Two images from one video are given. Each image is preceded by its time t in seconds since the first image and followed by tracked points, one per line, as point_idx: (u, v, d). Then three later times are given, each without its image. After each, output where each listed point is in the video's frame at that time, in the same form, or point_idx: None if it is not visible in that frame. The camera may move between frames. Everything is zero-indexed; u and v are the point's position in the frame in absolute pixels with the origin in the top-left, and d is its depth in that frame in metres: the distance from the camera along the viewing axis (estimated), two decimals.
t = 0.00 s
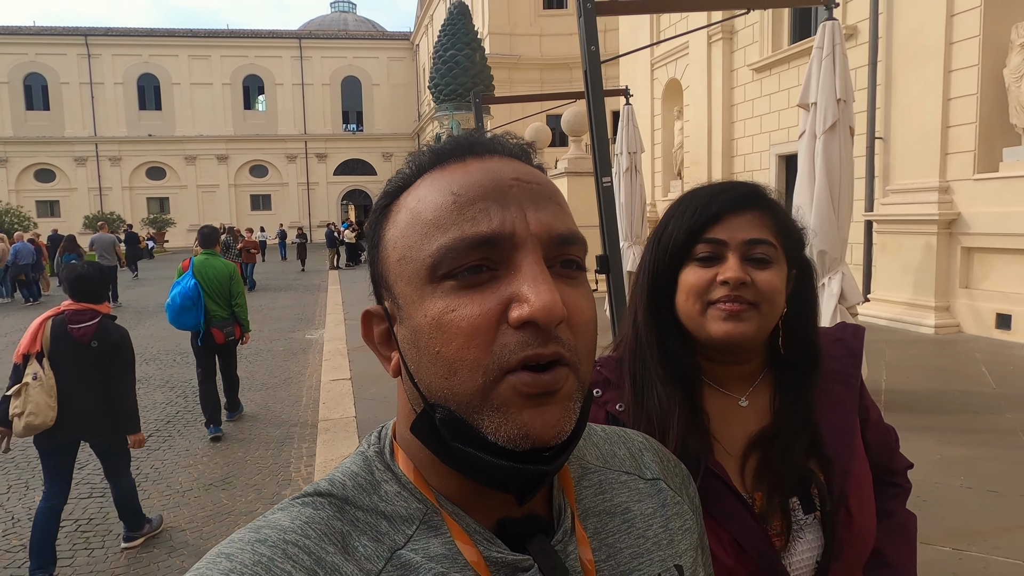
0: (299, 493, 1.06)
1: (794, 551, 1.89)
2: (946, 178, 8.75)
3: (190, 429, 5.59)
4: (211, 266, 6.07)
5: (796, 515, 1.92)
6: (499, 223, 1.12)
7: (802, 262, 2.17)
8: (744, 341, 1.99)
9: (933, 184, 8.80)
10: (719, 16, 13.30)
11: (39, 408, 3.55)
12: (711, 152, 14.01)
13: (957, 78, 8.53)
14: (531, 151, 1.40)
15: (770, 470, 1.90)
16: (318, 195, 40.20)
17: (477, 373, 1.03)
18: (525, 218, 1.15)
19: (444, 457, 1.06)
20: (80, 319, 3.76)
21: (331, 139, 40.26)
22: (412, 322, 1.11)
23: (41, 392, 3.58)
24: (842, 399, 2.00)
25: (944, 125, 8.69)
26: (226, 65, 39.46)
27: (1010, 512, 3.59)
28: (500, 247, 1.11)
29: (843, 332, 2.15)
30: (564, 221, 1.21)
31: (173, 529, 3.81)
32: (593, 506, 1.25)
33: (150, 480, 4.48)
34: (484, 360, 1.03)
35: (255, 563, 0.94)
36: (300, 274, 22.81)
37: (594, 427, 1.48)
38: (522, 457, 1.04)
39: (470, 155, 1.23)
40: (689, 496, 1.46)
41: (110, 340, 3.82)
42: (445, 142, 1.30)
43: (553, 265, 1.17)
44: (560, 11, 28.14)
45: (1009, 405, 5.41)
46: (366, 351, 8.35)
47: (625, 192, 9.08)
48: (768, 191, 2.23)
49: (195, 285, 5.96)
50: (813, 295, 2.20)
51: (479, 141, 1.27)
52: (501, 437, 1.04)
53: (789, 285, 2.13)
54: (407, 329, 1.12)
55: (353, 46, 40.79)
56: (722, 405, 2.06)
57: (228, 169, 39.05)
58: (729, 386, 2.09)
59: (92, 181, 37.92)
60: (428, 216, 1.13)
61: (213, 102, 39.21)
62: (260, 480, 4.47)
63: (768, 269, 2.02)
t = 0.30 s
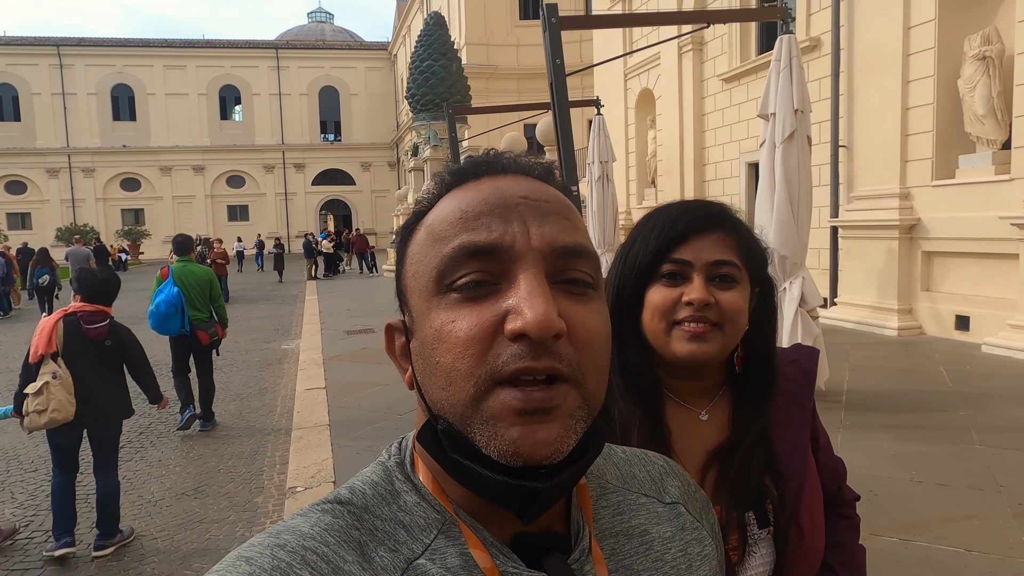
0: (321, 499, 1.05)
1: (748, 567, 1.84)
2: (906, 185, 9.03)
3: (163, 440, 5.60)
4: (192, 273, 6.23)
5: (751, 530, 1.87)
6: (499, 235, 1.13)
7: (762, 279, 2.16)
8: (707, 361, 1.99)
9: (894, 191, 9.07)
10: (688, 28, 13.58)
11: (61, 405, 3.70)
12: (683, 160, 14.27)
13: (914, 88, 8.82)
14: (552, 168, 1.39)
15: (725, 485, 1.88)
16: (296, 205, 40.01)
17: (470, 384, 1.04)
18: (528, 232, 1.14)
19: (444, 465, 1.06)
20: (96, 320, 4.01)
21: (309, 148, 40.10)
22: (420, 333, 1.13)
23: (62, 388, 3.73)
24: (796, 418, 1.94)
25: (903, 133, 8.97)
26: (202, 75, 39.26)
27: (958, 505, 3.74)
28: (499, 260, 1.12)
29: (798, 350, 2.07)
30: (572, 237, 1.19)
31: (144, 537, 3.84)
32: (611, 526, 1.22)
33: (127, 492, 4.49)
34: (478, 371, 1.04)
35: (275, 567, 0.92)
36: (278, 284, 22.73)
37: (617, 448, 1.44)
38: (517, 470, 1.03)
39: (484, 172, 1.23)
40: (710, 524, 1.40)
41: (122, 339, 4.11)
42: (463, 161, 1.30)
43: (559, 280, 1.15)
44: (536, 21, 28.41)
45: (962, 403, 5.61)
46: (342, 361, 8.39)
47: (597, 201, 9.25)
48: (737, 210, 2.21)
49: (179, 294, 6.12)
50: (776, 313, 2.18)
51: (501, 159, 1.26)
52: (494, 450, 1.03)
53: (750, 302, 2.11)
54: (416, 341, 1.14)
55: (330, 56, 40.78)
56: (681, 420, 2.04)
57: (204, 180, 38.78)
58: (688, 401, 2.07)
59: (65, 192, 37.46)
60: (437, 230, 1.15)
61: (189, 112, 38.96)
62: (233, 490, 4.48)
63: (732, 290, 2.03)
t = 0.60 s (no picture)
0: (326, 495, 1.02)
1: None
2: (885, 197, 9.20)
3: (146, 443, 5.64)
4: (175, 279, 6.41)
5: (784, 546, 1.90)
6: (500, 253, 1.05)
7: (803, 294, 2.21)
8: (743, 369, 2.01)
9: (873, 203, 9.24)
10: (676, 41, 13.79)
11: (73, 392, 4.04)
12: (669, 171, 14.43)
13: (893, 103, 9.02)
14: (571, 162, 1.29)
15: (758, 498, 1.91)
16: (287, 212, 39.98)
17: (465, 403, 1.02)
18: (534, 249, 1.07)
19: (444, 478, 1.04)
20: (97, 317, 4.40)
21: (300, 156, 40.11)
22: (420, 340, 1.10)
23: (71, 377, 4.07)
24: (825, 436, 2.00)
25: (882, 147, 9.15)
26: (193, 82, 39.26)
27: (923, 507, 3.85)
28: (501, 277, 1.05)
29: (828, 371, 2.15)
30: (584, 249, 1.11)
31: (125, 538, 3.88)
32: (617, 511, 1.22)
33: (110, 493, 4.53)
34: (475, 391, 1.02)
35: (282, 564, 0.90)
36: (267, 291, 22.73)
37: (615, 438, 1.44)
38: (516, 486, 1.01)
39: (493, 175, 1.13)
40: (714, 504, 1.42)
41: (120, 336, 4.49)
42: (475, 153, 1.21)
43: (566, 297, 1.09)
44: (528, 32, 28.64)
45: (933, 411, 5.75)
46: (328, 367, 8.44)
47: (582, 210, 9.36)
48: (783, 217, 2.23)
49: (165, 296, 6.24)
50: (811, 327, 2.23)
51: (515, 154, 1.16)
52: (491, 466, 1.01)
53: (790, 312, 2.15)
54: (417, 345, 1.12)
55: (323, 64, 40.88)
56: (711, 428, 2.10)
57: (194, 186, 38.71)
58: (718, 411, 2.12)
59: (54, 198, 37.30)
60: (440, 236, 1.09)
61: (180, 118, 38.93)
62: (216, 494, 4.51)
63: (776, 297, 2.04)
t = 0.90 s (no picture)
0: (315, 502, 1.05)
1: None
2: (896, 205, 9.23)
3: (163, 435, 5.81)
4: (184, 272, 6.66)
5: (809, 548, 1.91)
6: (496, 253, 1.09)
7: (861, 297, 2.13)
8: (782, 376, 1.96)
9: (884, 211, 9.26)
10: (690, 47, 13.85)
11: (100, 379, 4.30)
12: (682, 176, 14.49)
13: (904, 111, 9.04)
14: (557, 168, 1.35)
15: (787, 500, 1.92)
16: (303, 212, 40.41)
17: (462, 400, 1.04)
18: (527, 250, 1.11)
19: (438, 477, 1.06)
20: (118, 312, 4.65)
21: (317, 157, 40.52)
22: (414, 340, 1.12)
23: (98, 366, 4.34)
24: (873, 447, 2.02)
25: (894, 154, 9.17)
26: (213, 83, 39.81)
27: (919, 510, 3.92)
28: (497, 278, 1.09)
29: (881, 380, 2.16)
30: (572, 251, 1.16)
31: (141, 523, 4.03)
32: (605, 517, 1.22)
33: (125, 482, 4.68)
34: (471, 388, 1.04)
35: (271, 571, 0.93)
36: (282, 290, 23.03)
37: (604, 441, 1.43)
38: (510, 485, 1.03)
39: (484, 178, 1.19)
40: (704, 500, 1.39)
41: (141, 330, 4.73)
42: (465, 157, 1.26)
43: (558, 295, 1.13)
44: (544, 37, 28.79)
45: (936, 417, 5.80)
46: (341, 364, 8.60)
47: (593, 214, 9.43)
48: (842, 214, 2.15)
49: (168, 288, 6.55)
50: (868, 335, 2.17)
51: (498, 159, 1.22)
52: (486, 464, 1.03)
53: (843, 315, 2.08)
54: (411, 347, 1.14)
55: (341, 66, 41.30)
56: (746, 425, 2.09)
57: (213, 186, 39.27)
58: (757, 409, 2.10)
59: (76, 196, 37.99)
60: (434, 238, 1.12)
61: (200, 119, 39.49)
62: (230, 484, 4.65)
63: (825, 306, 1.98)
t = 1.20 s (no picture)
0: (310, 508, 1.08)
1: None
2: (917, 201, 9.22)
3: (198, 422, 6.07)
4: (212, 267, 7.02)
5: (846, 564, 1.94)
6: (504, 253, 1.13)
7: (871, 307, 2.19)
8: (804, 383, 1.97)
9: (905, 207, 9.26)
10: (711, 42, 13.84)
11: (136, 359, 4.72)
12: (703, 171, 14.51)
13: (926, 107, 9.01)
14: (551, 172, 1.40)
15: (820, 515, 1.95)
16: (327, 207, 40.93)
17: (470, 397, 1.06)
18: (531, 249, 1.15)
19: (443, 476, 1.08)
20: (158, 298, 5.04)
21: (341, 152, 40.99)
22: (417, 340, 1.14)
23: (137, 346, 4.77)
24: (893, 455, 2.03)
25: (915, 150, 9.16)
26: (239, 79, 40.42)
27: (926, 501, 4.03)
28: (503, 277, 1.13)
29: (898, 383, 2.17)
30: (571, 250, 1.21)
31: (182, 502, 4.28)
32: (601, 520, 1.24)
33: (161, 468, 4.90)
34: (479, 385, 1.06)
35: None
36: (306, 283, 23.42)
37: (599, 446, 1.46)
38: (515, 478, 1.06)
39: (484, 180, 1.24)
40: (701, 500, 1.41)
41: (179, 314, 5.12)
42: (461, 163, 1.32)
43: (559, 294, 1.18)
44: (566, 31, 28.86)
45: (951, 412, 5.86)
46: (365, 356, 8.84)
47: (612, 210, 9.52)
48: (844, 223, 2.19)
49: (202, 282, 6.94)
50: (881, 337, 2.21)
51: (495, 164, 1.28)
52: (493, 460, 1.06)
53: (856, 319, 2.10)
54: (412, 347, 1.16)
55: (364, 62, 41.69)
56: (771, 441, 2.10)
57: (239, 181, 39.92)
58: (779, 423, 2.12)
59: (107, 190, 38.87)
60: (438, 239, 1.15)
61: (226, 114, 40.14)
62: (262, 469, 4.86)
63: (839, 312, 2.00)
